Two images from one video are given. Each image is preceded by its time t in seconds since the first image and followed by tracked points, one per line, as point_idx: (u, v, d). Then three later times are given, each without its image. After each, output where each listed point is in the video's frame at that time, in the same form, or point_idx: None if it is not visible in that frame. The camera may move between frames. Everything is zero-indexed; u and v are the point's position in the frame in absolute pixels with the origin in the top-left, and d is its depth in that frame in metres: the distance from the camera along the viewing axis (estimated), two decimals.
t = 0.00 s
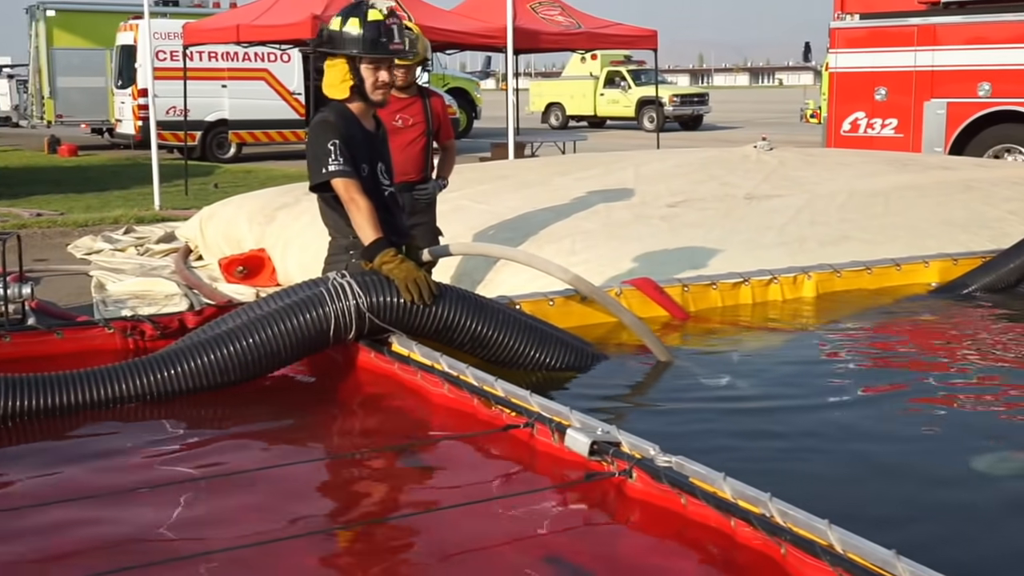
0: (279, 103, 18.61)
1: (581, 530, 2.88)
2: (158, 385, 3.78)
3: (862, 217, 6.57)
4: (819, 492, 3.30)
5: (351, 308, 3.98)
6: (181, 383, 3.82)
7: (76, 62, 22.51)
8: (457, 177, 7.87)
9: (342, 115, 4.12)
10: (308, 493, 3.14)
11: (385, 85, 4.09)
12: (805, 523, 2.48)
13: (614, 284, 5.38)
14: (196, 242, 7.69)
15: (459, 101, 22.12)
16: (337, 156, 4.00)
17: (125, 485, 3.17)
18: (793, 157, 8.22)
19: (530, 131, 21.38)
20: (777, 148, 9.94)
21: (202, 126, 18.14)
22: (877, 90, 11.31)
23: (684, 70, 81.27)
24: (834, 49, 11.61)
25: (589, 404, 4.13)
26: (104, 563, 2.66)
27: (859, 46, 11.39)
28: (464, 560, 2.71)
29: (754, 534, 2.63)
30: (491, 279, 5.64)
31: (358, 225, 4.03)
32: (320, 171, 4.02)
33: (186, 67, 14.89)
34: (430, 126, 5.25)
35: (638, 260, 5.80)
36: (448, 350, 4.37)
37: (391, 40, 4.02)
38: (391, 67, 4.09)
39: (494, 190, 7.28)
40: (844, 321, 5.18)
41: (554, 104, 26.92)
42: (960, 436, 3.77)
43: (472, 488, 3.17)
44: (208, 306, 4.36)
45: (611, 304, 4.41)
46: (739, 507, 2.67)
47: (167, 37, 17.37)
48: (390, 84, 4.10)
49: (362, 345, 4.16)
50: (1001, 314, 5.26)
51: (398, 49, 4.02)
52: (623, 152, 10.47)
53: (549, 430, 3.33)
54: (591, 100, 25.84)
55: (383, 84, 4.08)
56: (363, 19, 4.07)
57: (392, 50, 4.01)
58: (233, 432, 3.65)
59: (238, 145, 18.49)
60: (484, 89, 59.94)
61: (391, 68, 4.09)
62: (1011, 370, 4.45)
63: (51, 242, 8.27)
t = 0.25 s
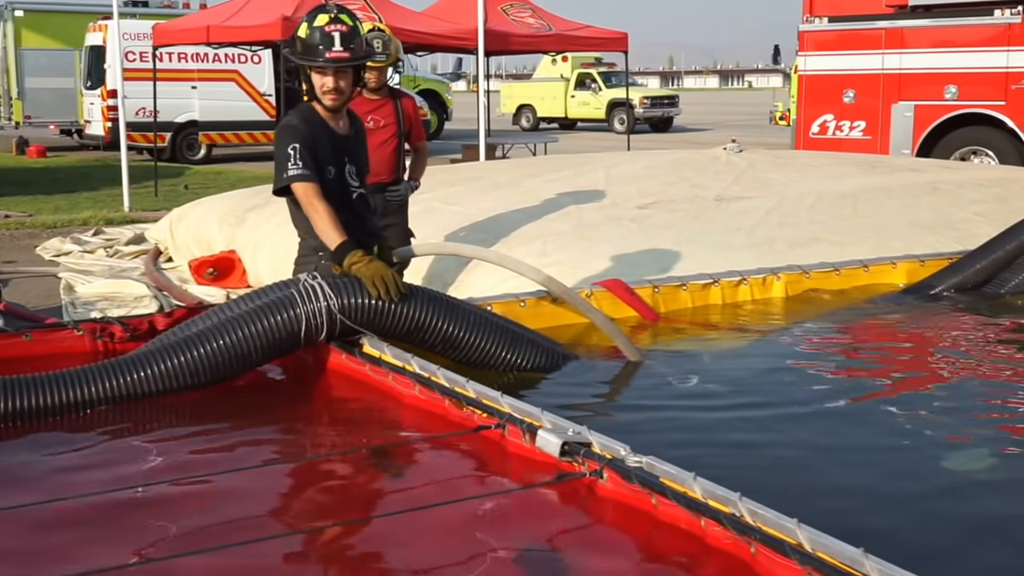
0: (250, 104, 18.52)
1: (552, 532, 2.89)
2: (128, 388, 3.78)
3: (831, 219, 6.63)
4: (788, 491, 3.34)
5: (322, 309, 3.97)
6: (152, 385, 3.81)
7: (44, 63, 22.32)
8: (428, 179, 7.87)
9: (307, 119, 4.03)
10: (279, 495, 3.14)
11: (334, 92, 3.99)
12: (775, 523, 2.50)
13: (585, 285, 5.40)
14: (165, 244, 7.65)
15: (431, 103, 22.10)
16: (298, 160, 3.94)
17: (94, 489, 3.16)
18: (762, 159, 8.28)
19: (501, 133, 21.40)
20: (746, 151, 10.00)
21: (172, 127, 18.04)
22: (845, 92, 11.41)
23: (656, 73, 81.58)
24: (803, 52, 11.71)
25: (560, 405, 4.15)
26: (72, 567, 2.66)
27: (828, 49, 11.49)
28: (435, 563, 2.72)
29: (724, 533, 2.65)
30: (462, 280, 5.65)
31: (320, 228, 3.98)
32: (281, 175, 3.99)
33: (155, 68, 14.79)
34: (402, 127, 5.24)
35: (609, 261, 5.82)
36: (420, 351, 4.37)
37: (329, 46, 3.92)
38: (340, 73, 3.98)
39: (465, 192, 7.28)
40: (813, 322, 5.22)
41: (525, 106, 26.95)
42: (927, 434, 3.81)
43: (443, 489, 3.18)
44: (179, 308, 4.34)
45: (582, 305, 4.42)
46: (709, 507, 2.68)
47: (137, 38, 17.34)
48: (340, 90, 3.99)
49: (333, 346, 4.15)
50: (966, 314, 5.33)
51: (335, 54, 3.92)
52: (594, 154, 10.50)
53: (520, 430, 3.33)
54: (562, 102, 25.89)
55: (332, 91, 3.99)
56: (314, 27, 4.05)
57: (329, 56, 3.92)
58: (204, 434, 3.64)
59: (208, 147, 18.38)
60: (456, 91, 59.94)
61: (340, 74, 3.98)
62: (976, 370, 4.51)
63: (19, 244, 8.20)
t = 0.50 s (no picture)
0: (221, 105, 18.43)
1: (522, 534, 2.90)
2: (97, 390, 3.77)
3: (800, 220, 6.68)
4: (756, 489, 3.36)
5: (293, 311, 3.96)
6: (121, 387, 3.81)
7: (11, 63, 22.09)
8: (398, 180, 7.87)
9: (275, 123, 4.02)
10: (250, 497, 3.14)
11: (283, 100, 3.97)
12: (743, 522, 2.52)
13: (557, 286, 5.41)
14: (135, 245, 7.60)
15: (402, 104, 22.08)
16: (270, 163, 3.95)
17: (62, 491, 3.14)
18: (732, 161, 8.34)
19: (473, 135, 21.41)
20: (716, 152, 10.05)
21: (142, 129, 17.91)
22: (814, 94, 11.50)
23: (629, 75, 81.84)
24: (772, 54, 11.82)
25: (532, 405, 4.16)
26: (41, 569, 2.65)
27: (797, 52, 11.58)
28: (405, 563, 2.72)
29: (694, 533, 2.66)
30: (434, 281, 5.66)
31: (298, 229, 4.00)
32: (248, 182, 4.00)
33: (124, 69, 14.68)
34: (373, 129, 5.24)
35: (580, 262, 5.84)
36: (391, 353, 4.37)
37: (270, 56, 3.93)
38: (288, 82, 3.94)
39: (436, 194, 7.29)
40: (781, 323, 5.27)
41: (496, 108, 26.99)
42: (893, 433, 3.86)
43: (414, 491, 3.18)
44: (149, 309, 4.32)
45: (553, 306, 4.44)
46: (679, 506, 2.70)
47: (106, 39, 17.07)
48: (289, 98, 3.96)
49: (304, 348, 4.14)
50: (932, 315, 5.40)
51: (275, 65, 3.91)
52: (564, 155, 10.52)
53: (491, 431, 3.34)
54: (533, 104, 25.94)
55: (284, 98, 3.97)
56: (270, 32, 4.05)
57: (272, 66, 3.92)
58: (174, 436, 3.63)
59: (179, 148, 18.27)
60: (428, 93, 60.00)
61: (288, 83, 3.94)
62: (941, 369, 4.56)
63: None
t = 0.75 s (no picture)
0: (191, 107, 18.33)
1: (494, 535, 2.91)
2: (65, 392, 3.74)
3: (770, 222, 6.73)
4: (725, 487, 3.39)
5: (263, 313, 3.95)
6: (91, 389, 3.79)
7: None
8: (369, 182, 7.86)
9: (245, 128, 4.02)
10: (221, 499, 3.13)
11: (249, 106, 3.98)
12: (713, 521, 2.53)
13: (527, 288, 5.43)
14: (105, 247, 7.55)
15: (373, 106, 22.04)
16: (239, 166, 3.94)
17: (31, 495, 3.13)
18: (701, 163, 8.39)
19: (444, 137, 21.41)
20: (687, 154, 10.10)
21: (112, 130, 17.78)
22: (783, 97, 11.60)
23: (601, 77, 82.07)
24: (741, 57, 11.91)
25: (503, 407, 4.18)
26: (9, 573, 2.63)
27: (766, 55, 11.67)
28: (376, 565, 2.73)
29: (663, 533, 2.68)
30: (405, 283, 5.66)
31: (269, 232, 4.00)
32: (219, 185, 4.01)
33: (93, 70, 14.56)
34: (345, 130, 5.23)
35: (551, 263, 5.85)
36: (362, 354, 4.37)
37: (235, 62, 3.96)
38: (254, 87, 3.95)
39: (407, 195, 7.29)
40: (750, 323, 5.31)
41: (467, 110, 27.00)
42: (860, 431, 3.90)
43: (385, 493, 3.18)
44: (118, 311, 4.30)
45: (524, 307, 4.46)
46: (649, 506, 2.72)
47: (75, 39, 16.96)
48: (255, 103, 3.97)
49: (274, 350, 4.13)
50: (899, 316, 5.46)
51: (238, 70, 3.93)
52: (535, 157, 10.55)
53: (462, 433, 3.35)
54: (504, 106, 25.97)
55: (251, 103, 3.98)
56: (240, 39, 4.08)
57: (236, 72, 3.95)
58: (143, 439, 3.61)
59: (149, 149, 18.15)
60: (400, 94, 59.93)
61: (253, 88, 3.95)
62: (907, 368, 4.62)
63: None
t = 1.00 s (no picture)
0: (161, 108, 18.23)
1: (465, 535, 2.93)
2: (34, 395, 3.72)
3: (739, 223, 6.79)
4: (694, 480, 3.43)
5: (234, 315, 3.94)
6: (59, 392, 3.77)
7: None
8: (340, 184, 7.85)
9: (215, 130, 4.01)
10: (192, 501, 3.13)
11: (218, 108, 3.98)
12: (682, 520, 2.56)
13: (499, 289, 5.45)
14: (74, 249, 7.51)
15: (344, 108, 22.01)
16: (208, 169, 3.94)
17: None
18: (671, 165, 8.45)
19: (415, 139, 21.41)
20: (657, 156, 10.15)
21: (81, 131, 17.65)
22: (752, 99, 11.71)
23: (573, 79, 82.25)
24: (711, 60, 11.99)
25: (473, 407, 4.19)
26: None
27: (736, 57, 11.76)
28: (348, 566, 2.74)
29: (633, 532, 2.70)
30: (376, 285, 5.68)
31: (239, 234, 4.01)
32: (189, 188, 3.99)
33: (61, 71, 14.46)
34: (316, 132, 5.25)
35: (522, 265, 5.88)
36: (333, 356, 4.37)
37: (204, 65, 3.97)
38: (223, 89, 3.95)
39: (378, 197, 7.29)
40: (719, 324, 5.36)
41: (439, 111, 27.01)
42: (827, 429, 3.94)
43: (357, 494, 3.19)
44: (87, 313, 4.28)
45: (495, 309, 4.48)
46: (619, 506, 2.74)
47: (44, 39, 16.88)
48: (224, 105, 3.96)
49: (245, 352, 4.12)
50: (866, 316, 5.52)
51: (206, 72, 3.94)
52: (506, 159, 10.57)
53: (433, 434, 3.36)
54: (475, 108, 25.99)
55: (220, 106, 3.98)
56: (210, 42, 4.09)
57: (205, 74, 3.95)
58: (113, 442, 3.60)
59: (118, 150, 18.03)
60: (371, 95, 59.85)
61: (222, 90, 3.95)
62: (873, 367, 4.67)
63: None
